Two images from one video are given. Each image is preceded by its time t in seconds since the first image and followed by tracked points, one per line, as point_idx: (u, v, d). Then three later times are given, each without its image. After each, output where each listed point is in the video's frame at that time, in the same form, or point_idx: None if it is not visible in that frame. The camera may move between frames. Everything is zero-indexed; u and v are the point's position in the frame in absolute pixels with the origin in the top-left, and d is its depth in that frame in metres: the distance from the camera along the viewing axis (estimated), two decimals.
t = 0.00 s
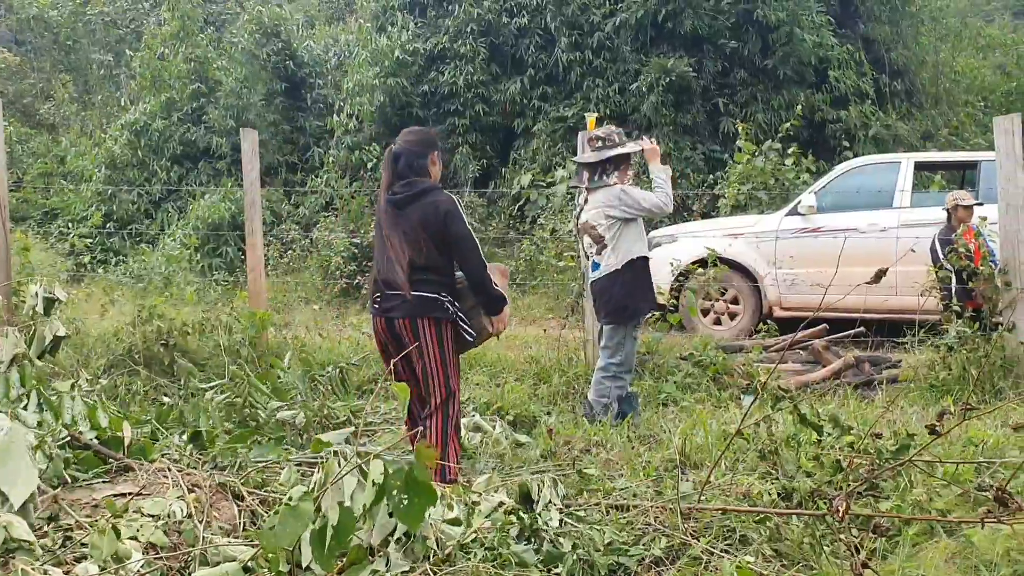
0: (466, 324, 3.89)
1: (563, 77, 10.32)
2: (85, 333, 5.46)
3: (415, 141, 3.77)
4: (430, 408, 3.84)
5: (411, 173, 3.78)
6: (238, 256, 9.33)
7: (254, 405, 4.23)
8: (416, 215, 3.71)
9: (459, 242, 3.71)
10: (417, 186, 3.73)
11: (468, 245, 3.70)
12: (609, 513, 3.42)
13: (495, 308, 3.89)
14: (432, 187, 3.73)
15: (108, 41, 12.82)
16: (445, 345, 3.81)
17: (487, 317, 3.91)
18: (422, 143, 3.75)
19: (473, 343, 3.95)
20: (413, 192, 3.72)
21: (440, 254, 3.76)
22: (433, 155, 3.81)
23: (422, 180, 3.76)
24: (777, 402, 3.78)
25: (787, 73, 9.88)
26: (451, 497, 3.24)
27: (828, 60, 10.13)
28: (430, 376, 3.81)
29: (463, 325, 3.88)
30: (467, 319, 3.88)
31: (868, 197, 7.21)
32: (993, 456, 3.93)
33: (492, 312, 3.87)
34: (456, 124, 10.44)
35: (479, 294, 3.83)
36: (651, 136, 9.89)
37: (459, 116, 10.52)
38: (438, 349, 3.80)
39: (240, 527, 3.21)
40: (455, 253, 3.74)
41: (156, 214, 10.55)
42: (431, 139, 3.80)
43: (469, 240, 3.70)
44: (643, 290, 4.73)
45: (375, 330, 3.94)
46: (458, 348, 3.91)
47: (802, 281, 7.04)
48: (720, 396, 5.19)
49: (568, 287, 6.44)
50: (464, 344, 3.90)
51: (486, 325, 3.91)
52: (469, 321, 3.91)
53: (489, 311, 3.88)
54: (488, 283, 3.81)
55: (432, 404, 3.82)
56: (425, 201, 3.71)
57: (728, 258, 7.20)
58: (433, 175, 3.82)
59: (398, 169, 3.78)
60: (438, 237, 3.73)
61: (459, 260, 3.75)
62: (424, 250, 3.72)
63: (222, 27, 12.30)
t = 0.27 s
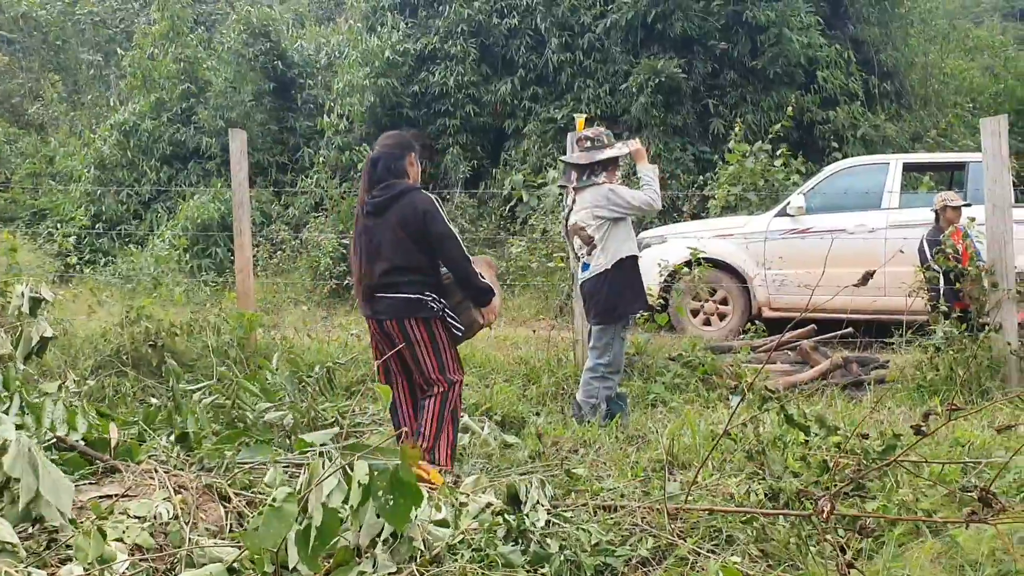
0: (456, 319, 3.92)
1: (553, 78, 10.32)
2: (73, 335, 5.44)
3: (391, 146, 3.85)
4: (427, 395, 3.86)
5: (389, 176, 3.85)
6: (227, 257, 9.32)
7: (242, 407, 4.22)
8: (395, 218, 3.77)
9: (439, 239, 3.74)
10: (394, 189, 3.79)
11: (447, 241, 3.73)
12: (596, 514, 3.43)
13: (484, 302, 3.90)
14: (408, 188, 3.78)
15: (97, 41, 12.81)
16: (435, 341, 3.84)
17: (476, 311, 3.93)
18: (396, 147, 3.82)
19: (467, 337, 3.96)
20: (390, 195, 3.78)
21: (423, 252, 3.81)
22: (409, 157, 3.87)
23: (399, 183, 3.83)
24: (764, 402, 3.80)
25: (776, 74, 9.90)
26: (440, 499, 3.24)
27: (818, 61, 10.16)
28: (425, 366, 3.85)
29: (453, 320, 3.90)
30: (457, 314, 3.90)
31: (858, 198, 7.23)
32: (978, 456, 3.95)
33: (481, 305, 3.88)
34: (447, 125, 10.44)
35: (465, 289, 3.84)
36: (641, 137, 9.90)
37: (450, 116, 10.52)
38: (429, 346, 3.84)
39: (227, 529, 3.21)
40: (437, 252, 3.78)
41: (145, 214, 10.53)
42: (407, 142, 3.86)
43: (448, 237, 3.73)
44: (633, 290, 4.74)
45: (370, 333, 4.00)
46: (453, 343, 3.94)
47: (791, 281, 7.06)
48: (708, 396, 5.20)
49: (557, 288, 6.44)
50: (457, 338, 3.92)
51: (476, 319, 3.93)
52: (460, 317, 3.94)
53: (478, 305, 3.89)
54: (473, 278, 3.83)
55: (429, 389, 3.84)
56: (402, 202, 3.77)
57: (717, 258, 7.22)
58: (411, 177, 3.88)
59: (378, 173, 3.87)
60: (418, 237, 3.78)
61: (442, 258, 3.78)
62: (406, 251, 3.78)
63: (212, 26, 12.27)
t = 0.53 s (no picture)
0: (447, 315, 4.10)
1: (540, 79, 10.33)
2: (57, 336, 5.41)
3: (373, 152, 4.01)
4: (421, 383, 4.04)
5: (374, 183, 4.03)
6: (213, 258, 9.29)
7: (227, 407, 4.20)
8: (382, 222, 3.94)
9: (426, 240, 3.92)
10: (379, 194, 3.96)
11: (434, 242, 3.92)
12: (580, 514, 3.44)
13: (472, 298, 4.08)
14: (393, 192, 3.94)
15: (82, 40, 12.87)
16: (428, 337, 4.02)
17: (466, 306, 4.11)
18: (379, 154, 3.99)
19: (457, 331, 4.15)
20: (375, 200, 3.95)
21: (411, 253, 3.98)
22: (392, 163, 4.04)
23: (384, 188, 3.99)
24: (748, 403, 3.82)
25: (762, 75, 9.94)
26: (425, 500, 3.24)
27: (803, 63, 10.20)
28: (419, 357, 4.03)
29: (444, 317, 4.09)
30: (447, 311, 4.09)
31: (843, 199, 7.25)
32: (960, 456, 3.98)
33: (471, 300, 4.07)
34: (434, 125, 10.43)
35: (454, 285, 4.02)
36: (628, 138, 9.93)
37: (437, 117, 10.52)
38: (423, 341, 4.02)
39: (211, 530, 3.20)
40: (425, 252, 3.96)
41: (131, 214, 10.51)
42: (389, 149, 4.04)
43: (435, 237, 3.91)
44: (617, 291, 4.75)
45: (364, 332, 4.18)
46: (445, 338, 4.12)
47: (777, 282, 7.09)
48: (693, 396, 5.22)
49: (544, 288, 6.45)
50: (449, 333, 4.11)
51: (467, 314, 4.11)
52: (450, 312, 4.12)
53: (467, 301, 4.07)
54: (461, 276, 4.01)
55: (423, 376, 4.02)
56: (388, 206, 3.94)
57: (703, 259, 7.25)
58: (394, 182, 4.06)
59: (362, 179, 4.03)
60: (405, 238, 3.95)
61: (430, 258, 3.96)
62: (394, 253, 3.95)
63: (198, 26, 12.24)
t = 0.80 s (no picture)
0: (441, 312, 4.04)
1: (525, 80, 10.34)
2: (38, 337, 5.37)
3: (354, 153, 3.93)
4: (429, 393, 4.04)
5: (357, 185, 3.94)
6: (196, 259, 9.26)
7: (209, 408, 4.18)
8: (370, 223, 3.86)
9: (416, 238, 3.86)
10: (364, 195, 3.88)
11: (425, 238, 3.86)
12: (563, 514, 3.44)
13: (467, 293, 4.03)
14: (377, 193, 3.87)
15: (64, 40, 12.77)
16: (426, 335, 3.95)
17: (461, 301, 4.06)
18: (360, 155, 3.91)
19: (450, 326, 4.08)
20: (361, 201, 3.87)
21: (401, 252, 3.91)
22: (375, 163, 3.96)
23: (368, 189, 3.91)
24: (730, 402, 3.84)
25: (746, 76, 9.98)
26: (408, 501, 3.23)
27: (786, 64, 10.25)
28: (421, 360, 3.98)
29: (439, 314, 4.02)
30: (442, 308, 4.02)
31: (825, 200, 7.30)
32: (940, 455, 4.01)
33: (465, 295, 4.02)
34: (419, 126, 10.43)
35: (446, 281, 3.96)
36: (612, 139, 9.95)
37: (422, 117, 10.51)
38: (422, 342, 3.96)
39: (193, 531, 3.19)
40: (417, 249, 3.89)
41: (113, 215, 10.46)
42: (370, 149, 3.95)
43: (424, 234, 3.86)
44: (600, 291, 4.76)
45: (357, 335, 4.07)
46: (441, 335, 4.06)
47: (760, 282, 7.12)
48: (676, 396, 5.24)
49: (528, 289, 6.46)
50: (445, 329, 4.05)
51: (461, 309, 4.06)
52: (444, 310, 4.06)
53: (460, 295, 4.00)
54: (454, 270, 3.96)
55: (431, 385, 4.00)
56: (374, 206, 3.86)
57: (687, 260, 7.27)
58: (378, 182, 3.98)
59: (344, 181, 3.94)
60: (395, 237, 3.88)
61: (422, 255, 3.90)
62: (385, 253, 3.88)
63: (181, 26, 12.17)
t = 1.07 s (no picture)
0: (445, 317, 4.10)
1: (512, 82, 10.35)
2: (22, 340, 5.34)
3: (360, 160, 3.98)
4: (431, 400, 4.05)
5: (363, 191, 3.99)
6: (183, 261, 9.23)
7: (195, 411, 4.17)
8: (377, 229, 3.92)
9: (422, 244, 3.93)
10: (371, 201, 3.94)
11: (430, 244, 3.93)
12: (550, 516, 3.45)
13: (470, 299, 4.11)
14: (384, 200, 3.93)
15: (49, 41, 12.70)
16: (431, 340, 4.00)
17: (463, 308, 4.13)
18: (367, 161, 3.96)
19: (453, 333, 4.15)
20: (367, 207, 3.93)
21: (406, 258, 3.98)
22: (380, 169, 4.01)
23: (374, 195, 3.97)
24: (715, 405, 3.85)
25: (732, 80, 10.02)
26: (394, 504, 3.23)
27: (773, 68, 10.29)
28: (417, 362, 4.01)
29: (444, 319, 4.08)
30: (445, 313, 4.08)
31: (811, 202, 7.32)
32: (924, 456, 4.04)
33: (468, 301, 4.09)
34: (406, 128, 10.42)
35: (450, 287, 4.02)
36: (599, 141, 9.97)
37: (409, 120, 10.51)
38: (425, 347, 4.00)
39: (178, 535, 3.17)
40: (422, 256, 3.96)
41: (99, 217, 10.41)
42: (376, 156, 4.01)
43: (430, 240, 3.93)
44: (586, 293, 4.76)
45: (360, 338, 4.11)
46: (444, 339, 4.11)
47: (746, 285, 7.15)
48: (663, 398, 5.25)
49: (515, 291, 6.47)
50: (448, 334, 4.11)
51: (464, 315, 4.13)
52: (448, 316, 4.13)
53: (463, 302, 4.08)
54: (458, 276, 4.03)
55: (431, 391, 4.01)
56: (380, 212, 3.92)
57: (674, 262, 7.29)
58: (383, 189, 4.03)
59: (350, 188, 3.99)
60: (401, 243, 3.94)
61: (427, 261, 3.97)
62: (392, 258, 3.94)
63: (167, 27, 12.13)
